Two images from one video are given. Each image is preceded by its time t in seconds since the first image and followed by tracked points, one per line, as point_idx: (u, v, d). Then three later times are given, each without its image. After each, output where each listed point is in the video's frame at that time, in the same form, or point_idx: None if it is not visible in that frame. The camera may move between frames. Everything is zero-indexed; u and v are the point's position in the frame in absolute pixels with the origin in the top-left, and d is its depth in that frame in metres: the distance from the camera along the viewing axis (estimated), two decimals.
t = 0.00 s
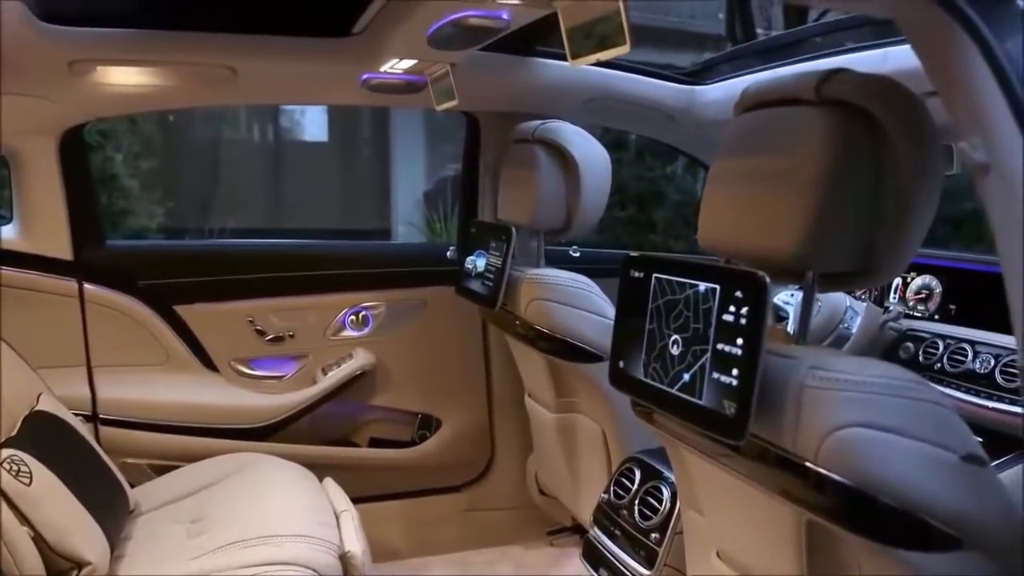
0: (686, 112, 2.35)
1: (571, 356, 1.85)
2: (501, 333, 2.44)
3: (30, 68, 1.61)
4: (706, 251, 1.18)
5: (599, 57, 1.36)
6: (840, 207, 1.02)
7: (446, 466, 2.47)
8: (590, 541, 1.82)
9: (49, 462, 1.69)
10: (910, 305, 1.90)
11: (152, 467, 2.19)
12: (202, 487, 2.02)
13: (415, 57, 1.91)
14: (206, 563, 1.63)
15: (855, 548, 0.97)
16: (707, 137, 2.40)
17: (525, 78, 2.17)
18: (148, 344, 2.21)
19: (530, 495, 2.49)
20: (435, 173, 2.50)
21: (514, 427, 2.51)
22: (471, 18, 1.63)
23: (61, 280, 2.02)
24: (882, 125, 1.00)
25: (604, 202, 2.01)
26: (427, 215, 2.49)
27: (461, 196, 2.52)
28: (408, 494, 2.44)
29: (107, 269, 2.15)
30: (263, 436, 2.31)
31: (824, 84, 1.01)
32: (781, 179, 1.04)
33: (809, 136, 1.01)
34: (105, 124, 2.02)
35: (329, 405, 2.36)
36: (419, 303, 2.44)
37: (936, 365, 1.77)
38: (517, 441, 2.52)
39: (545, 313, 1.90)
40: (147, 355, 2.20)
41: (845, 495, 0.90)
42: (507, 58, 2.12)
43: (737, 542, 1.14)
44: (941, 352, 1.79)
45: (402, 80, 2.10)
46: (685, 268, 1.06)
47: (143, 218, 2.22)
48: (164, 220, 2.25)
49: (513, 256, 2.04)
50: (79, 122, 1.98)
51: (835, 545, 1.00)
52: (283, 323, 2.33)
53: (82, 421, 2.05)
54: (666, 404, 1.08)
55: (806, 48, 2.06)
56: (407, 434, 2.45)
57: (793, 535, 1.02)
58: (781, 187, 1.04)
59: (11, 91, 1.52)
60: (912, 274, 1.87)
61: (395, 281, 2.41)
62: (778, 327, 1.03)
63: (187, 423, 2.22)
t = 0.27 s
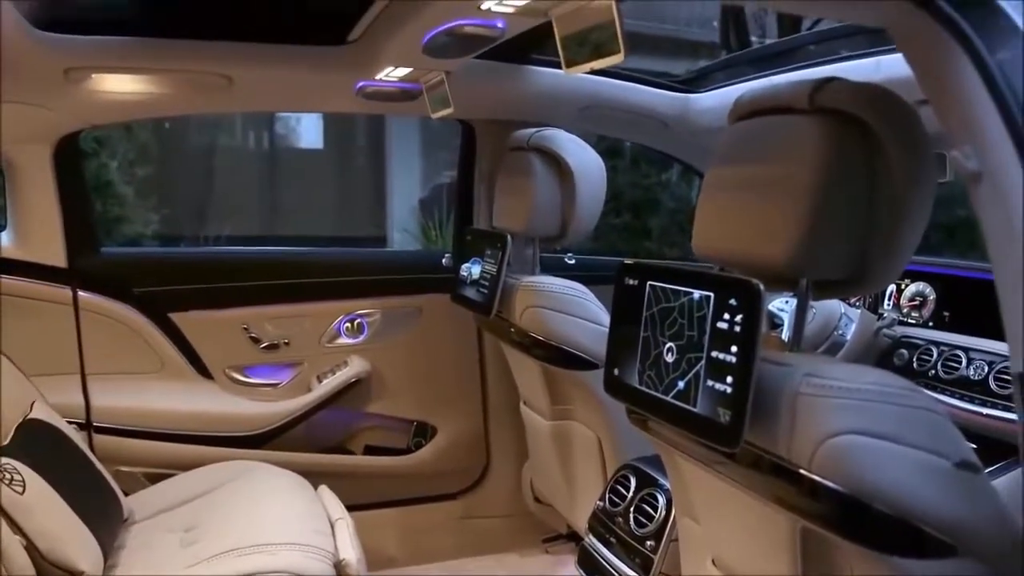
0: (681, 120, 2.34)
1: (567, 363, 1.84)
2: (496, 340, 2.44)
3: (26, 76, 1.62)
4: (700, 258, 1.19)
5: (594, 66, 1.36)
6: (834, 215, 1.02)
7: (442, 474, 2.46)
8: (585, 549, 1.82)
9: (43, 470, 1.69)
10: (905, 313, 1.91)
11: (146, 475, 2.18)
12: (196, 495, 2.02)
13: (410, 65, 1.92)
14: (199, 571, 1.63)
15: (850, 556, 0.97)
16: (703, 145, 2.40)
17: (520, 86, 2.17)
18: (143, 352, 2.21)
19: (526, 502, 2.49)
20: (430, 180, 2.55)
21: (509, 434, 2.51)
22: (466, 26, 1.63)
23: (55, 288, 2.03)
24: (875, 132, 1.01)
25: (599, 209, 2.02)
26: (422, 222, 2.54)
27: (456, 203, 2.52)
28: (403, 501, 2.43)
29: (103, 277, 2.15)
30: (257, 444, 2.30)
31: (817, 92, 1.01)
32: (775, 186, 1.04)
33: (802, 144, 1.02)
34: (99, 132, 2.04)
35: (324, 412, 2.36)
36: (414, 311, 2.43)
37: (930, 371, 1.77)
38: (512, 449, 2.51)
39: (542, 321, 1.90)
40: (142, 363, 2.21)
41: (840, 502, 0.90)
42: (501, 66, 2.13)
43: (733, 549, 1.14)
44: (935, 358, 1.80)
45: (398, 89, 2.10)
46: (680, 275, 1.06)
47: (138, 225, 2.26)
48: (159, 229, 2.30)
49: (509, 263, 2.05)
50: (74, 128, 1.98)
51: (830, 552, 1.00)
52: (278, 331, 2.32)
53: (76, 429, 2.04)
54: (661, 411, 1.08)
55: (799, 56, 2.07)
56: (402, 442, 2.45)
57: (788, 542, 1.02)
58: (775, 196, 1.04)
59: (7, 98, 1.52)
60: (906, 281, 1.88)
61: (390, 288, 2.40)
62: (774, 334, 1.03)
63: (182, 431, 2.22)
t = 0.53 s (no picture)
0: (675, 128, 2.33)
1: (562, 371, 1.84)
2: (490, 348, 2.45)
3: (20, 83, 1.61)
4: (693, 267, 1.19)
5: (588, 75, 1.34)
6: (828, 222, 1.02)
7: (437, 482, 2.46)
8: (580, 557, 1.82)
9: (35, 478, 1.68)
10: (898, 320, 1.92)
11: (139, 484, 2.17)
12: (190, 504, 2.01)
13: (404, 73, 1.92)
14: None
15: (844, 564, 0.97)
16: (698, 153, 2.39)
17: (514, 93, 2.17)
18: (137, 360, 2.20)
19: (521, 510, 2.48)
20: (424, 188, 2.54)
21: (504, 442, 2.51)
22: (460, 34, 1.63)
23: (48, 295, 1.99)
24: (866, 139, 1.01)
25: (594, 215, 2.01)
26: (417, 231, 2.53)
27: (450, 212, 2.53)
28: (398, 509, 2.43)
29: (96, 285, 2.15)
30: (251, 451, 2.28)
31: (810, 101, 1.02)
32: (768, 194, 1.05)
33: (794, 153, 1.02)
34: (93, 139, 2.00)
35: (319, 421, 2.35)
36: (409, 318, 2.43)
37: (924, 378, 1.77)
38: (507, 457, 2.51)
39: (536, 327, 1.90)
40: (136, 372, 2.20)
41: (834, 509, 0.90)
42: (495, 74, 2.13)
43: (728, 557, 1.14)
44: (928, 365, 1.78)
45: (393, 97, 2.10)
46: (674, 283, 1.07)
47: (132, 232, 2.21)
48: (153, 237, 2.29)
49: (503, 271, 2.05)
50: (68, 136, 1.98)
51: (824, 560, 1.00)
52: (272, 338, 2.32)
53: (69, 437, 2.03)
54: (655, 419, 1.08)
55: (793, 65, 2.08)
56: (397, 450, 2.45)
57: (781, 547, 1.02)
58: (768, 203, 1.05)
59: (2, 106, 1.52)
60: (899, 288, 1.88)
61: (384, 296, 2.40)
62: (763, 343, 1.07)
63: (176, 439, 2.21)
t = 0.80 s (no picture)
0: (669, 136, 2.33)
1: (556, 378, 1.83)
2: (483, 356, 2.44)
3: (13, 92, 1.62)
4: (686, 275, 1.19)
5: (581, 83, 1.37)
6: (819, 230, 1.03)
7: (431, 490, 2.46)
8: (574, 565, 1.82)
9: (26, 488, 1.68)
10: (891, 327, 1.92)
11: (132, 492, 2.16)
12: (183, 512, 2.01)
13: (398, 82, 1.92)
14: None
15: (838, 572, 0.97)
16: (692, 160, 2.39)
17: (508, 102, 2.17)
18: (130, 368, 2.20)
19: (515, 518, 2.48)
20: (419, 196, 2.56)
21: (499, 450, 2.51)
22: (453, 43, 1.63)
23: (39, 303, 2.07)
24: (857, 148, 1.02)
25: (588, 223, 2.02)
26: (411, 238, 2.56)
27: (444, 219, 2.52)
28: (392, 518, 2.42)
29: (89, 293, 2.15)
30: (244, 460, 2.28)
31: (801, 110, 1.02)
32: (761, 203, 1.05)
33: (785, 162, 1.03)
34: (87, 148, 2.05)
35: (312, 429, 2.35)
36: (402, 326, 2.43)
37: (916, 386, 1.78)
38: (501, 465, 2.51)
39: (529, 334, 1.91)
40: (128, 379, 2.20)
41: (827, 517, 0.91)
42: (489, 82, 2.13)
43: (722, 566, 1.13)
44: (920, 372, 1.79)
45: (386, 106, 2.11)
46: (667, 292, 1.07)
47: (125, 240, 2.27)
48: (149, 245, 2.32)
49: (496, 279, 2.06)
50: (61, 145, 1.98)
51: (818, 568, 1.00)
52: (266, 346, 2.32)
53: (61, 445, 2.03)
54: (649, 427, 1.09)
55: (785, 74, 2.08)
56: (390, 458, 2.44)
57: (775, 555, 1.02)
58: (759, 212, 1.05)
59: None
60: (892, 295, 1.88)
61: (378, 304, 2.40)
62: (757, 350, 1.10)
63: (169, 448, 2.20)
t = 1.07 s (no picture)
0: (660, 144, 2.38)
1: (545, 386, 1.84)
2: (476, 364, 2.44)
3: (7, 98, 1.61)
4: (677, 284, 1.20)
5: (574, 91, 1.37)
6: (810, 239, 1.03)
7: (424, 498, 2.45)
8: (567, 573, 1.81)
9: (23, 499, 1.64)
10: (883, 334, 1.93)
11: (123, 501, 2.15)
12: (175, 521, 1.99)
13: (392, 90, 1.93)
14: None
15: None
16: (684, 168, 2.40)
17: (501, 110, 2.19)
18: (122, 376, 2.20)
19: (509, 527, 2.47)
20: (413, 203, 2.48)
21: (492, 458, 2.50)
22: (447, 52, 1.64)
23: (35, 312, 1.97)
24: (847, 157, 1.03)
25: (581, 230, 2.01)
26: (406, 246, 2.48)
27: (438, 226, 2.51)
28: (385, 526, 2.42)
29: (79, 299, 2.16)
30: (236, 469, 2.27)
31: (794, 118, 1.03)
32: (751, 212, 1.06)
33: (777, 170, 1.03)
34: (78, 153, 1.96)
35: (305, 437, 2.34)
36: (395, 334, 2.43)
37: (909, 393, 1.79)
38: (494, 473, 2.50)
39: (522, 343, 1.91)
40: (120, 387, 2.20)
41: (819, 524, 0.91)
42: (484, 90, 2.14)
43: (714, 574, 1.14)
44: (913, 379, 1.80)
45: (380, 114, 2.11)
46: (659, 300, 1.07)
47: (118, 248, 2.17)
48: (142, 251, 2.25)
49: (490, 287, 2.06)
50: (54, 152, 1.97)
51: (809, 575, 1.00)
52: (259, 354, 2.32)
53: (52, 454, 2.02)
54: (642, 436, 1.09)
55: (776, 83, 2.10)
56: (383, 466, 2.44)
57: (768, 562, 1.02)
58: (751, 220, 1.06)
59: None
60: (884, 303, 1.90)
61: (371, 312, 2.40)
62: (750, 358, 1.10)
63: (161, 457, 2.19)
